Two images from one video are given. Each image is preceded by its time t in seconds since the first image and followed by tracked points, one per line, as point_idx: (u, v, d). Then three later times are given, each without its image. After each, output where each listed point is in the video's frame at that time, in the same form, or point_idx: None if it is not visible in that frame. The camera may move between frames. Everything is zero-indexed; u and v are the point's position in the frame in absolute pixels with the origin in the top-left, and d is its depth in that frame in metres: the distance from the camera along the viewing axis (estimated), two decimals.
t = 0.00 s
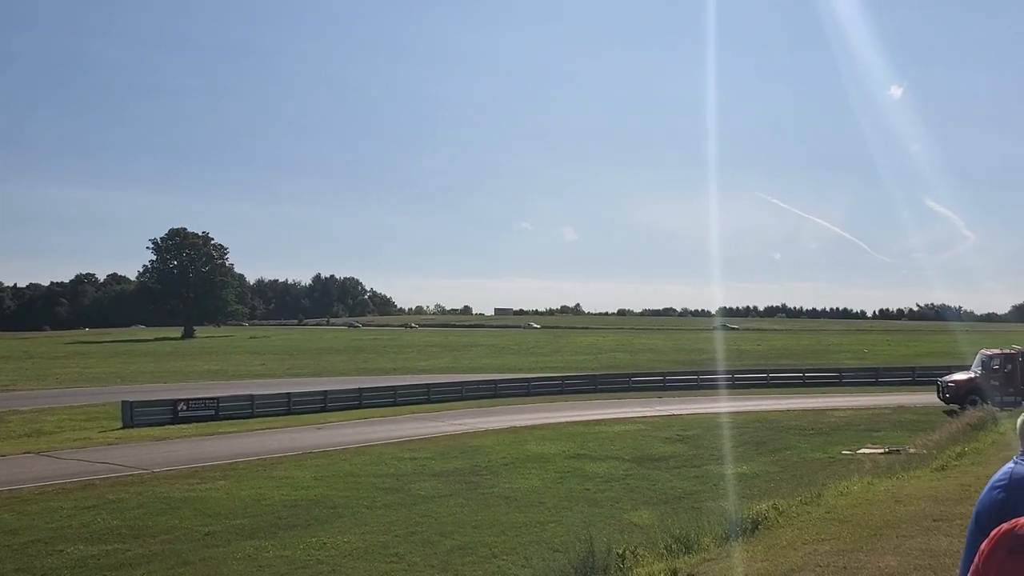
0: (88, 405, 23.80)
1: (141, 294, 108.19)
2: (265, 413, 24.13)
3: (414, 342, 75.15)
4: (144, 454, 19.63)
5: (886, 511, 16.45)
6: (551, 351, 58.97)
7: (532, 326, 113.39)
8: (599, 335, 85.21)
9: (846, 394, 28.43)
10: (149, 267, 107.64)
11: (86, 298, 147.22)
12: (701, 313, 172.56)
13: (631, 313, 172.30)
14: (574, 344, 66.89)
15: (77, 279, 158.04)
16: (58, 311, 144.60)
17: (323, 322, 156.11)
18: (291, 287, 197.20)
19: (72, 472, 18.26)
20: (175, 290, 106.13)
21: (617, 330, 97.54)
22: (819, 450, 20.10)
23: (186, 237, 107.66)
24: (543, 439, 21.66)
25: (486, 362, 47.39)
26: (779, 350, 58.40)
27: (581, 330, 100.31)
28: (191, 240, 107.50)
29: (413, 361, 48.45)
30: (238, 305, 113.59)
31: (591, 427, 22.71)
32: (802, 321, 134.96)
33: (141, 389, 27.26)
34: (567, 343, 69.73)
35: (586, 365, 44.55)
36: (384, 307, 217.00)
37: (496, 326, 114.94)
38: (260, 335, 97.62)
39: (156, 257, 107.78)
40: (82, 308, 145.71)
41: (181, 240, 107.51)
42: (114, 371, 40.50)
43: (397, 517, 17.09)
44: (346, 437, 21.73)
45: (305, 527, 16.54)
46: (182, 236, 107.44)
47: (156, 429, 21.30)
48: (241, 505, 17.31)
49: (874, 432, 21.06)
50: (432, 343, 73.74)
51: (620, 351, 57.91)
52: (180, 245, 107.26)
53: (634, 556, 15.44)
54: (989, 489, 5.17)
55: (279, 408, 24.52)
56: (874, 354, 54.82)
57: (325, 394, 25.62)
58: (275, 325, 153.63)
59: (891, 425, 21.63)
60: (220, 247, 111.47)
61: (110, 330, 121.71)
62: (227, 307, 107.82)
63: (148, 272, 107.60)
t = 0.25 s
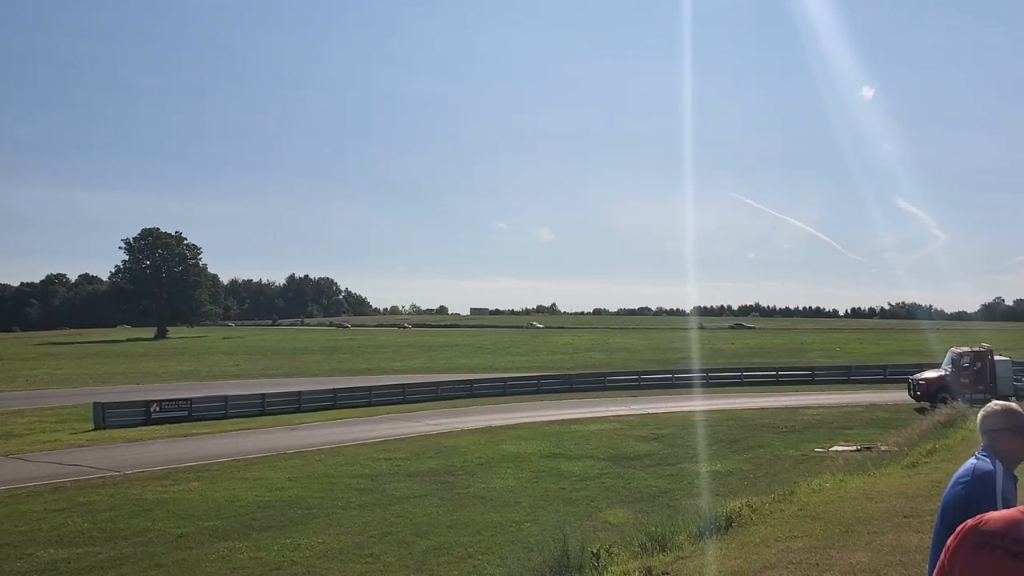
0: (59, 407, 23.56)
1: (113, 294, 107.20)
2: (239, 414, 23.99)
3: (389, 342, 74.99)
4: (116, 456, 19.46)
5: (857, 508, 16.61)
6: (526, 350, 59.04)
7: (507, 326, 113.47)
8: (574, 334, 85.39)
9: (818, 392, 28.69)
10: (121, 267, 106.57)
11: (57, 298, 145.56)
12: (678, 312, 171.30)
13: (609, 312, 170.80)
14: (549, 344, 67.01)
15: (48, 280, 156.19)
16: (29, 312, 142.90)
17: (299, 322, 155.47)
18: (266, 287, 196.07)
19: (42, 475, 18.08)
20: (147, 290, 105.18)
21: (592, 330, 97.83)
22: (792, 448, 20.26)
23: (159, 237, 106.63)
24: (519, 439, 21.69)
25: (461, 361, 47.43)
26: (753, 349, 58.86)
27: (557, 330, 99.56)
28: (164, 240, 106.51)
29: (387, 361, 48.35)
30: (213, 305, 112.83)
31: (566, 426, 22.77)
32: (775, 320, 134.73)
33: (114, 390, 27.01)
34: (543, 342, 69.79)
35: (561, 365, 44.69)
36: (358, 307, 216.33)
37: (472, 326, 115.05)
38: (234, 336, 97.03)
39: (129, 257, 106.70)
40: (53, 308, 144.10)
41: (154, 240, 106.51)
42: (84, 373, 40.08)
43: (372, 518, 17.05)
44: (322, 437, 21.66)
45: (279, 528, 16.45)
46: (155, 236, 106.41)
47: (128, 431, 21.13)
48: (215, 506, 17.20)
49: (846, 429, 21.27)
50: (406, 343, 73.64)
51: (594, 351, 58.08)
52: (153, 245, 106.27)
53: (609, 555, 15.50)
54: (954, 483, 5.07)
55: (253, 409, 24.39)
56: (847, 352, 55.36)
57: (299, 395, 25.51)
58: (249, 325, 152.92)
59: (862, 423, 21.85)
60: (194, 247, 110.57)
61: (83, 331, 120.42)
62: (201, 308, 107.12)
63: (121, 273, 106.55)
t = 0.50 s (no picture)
0: (34, 409, 23.35)
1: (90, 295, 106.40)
2: (216, 416, 23.88)
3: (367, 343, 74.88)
4: (93, 459, 19.32)
5: (835, 506, 16.73)
6: (506, 350, 59.09)
7: (486, 326, 113.67)
8: (553, 334, 85.60)
9: (796, 391, 28.89)
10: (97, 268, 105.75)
11: (32, 300, 144.22)
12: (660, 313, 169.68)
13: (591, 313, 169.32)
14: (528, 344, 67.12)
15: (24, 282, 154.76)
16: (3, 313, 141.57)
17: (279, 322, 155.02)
18: (246, 288, 195.19)
19: (18, 478, 17.93)
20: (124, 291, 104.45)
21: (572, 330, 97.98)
22: (770, 446, 20.39)
23: (136, 237, 105.79)
24: (499, 439, 21.71)
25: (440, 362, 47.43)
26: (731, 348, 59.26)
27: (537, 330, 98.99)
28: (141, 241, 105.72)
29: (366, 362, 48.28)
30: (191, 305, 112.23)
31: (546, 426, 22.80)
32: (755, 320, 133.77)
33: (91, 392, 26.81)
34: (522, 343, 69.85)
35: (540, 365, 44.79)
36: (338, 308, 216.10)
37: (451, 326, 115.18)
38: (212, 337, 96.55)
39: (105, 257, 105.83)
40: (28, 310, 142.83)
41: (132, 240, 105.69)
42: (58, 375, 39.72)
43: (352, 519, 17.00)
44: (301, 439, 21.60)
45: (257, 530, 16.37)
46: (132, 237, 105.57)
47: (105, 434, 20.98)
48: (192, 509, 17.11)
49: (823, 428, 21.43)
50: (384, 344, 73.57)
51: (573, 350, 58.22)
52: (131, 245, 105.46)
53: (588, 554, 15.52)
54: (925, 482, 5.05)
55: (231, 411, 24.29)
56: (825, 351, 55.83)
57: (278, 396, 25.41)
58: (227, 326, 152.37)
59: (839, 421, 22.02)
60: (172, 247, 109.87)
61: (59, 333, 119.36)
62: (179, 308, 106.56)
63: (97, 273, 105.71)
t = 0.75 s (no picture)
0: (3, 412, 23.06)
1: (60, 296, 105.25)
2: (189, 417, 23.71)
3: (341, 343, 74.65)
4: (63, 462, 19.12)
5: (807, 503, 16.87)
6: (481, 350, 59.14)
7: (460, 326, 113.74)
8: (528, 334, 85.77)
9: (769, 389, 29.14)
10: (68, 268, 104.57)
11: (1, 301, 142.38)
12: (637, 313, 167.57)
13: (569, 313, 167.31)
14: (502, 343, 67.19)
15: None
16: None
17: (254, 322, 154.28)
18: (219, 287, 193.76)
19: None
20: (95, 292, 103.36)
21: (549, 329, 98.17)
22: (744, 444, 20.54)
23: (107, 237, 104.61)
24: (474, 439, 21.72)
25: (415, 363, 47.34)
26: (705, 346, 59.72)
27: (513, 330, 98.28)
28: (112, 241, 104.59)
29: (340, 362, 48.14)
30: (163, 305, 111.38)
31: (521, 426, 22.83)
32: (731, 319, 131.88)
33: (61, 394, 26.52)
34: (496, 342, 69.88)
35: (514, 364, 44.87)
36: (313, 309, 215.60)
37: (426, 326, 115.22)
38: (185, 338, 95.85)
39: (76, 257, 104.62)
40: None
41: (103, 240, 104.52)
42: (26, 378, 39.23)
43: (327, 520, 16.94)
44: (275, 440, 21.49)
45: (231, 532, 16.27)
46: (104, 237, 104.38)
47: (75, 436, 20.76)
48: (165, 511, 16.97)
49: (795, 425, 21.61)
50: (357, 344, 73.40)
51: (547, 350, 58.37)
52: (102, 245, 104.29)
53: (563, 553, 15.56)
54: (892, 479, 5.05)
55: (204, 412, 24.13)
56: (797, 348, 56.36)
57: (252, 397, 25.26)
58: (199, 326, 151.47)
59: (812, 418, 22.22)
60: (144, 247, 108.84)
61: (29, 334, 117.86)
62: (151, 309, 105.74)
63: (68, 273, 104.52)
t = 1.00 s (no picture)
0: None
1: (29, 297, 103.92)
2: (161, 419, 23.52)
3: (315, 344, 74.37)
4: (33, 465, 18.90)
5: (779, 501, 17.03)
6: (455, 350, 59.16)
7: (435, 326, 113.74)
8: (502, 334, 85.87)
9: (742, 388, 29.39)
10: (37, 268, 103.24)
11: None
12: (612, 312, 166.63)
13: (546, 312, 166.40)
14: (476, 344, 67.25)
15: None
16: None
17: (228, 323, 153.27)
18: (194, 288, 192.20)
19: None
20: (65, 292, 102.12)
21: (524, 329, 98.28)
22: (717, 443, 20.69)
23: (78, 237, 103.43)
24: (449, 439, 21.72)
25: (389, 363, 47.25)
26: (679, 346, 60.12)
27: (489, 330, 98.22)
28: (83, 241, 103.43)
29: (314, 364, 47.96)
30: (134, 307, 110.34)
31: (496, 426, 22.86)
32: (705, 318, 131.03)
33: (31, 397, 26.21)
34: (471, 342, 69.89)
35: (488, 364, 44.93)
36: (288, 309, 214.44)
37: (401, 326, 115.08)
38: (157, 339, 95.04)
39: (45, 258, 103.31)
40: None
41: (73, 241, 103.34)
42: None
43: (301, 522, 16.87)
44: (249, 442, 21.37)
45: (204, 535, 16.15)
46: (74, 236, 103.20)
47: (45, 440, 20.53)
48: (137, 514, 16.82)
49: (767, 424, 21.81)
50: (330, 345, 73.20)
51: (522, 350, 58.52)
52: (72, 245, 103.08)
53: (537, 553, 15.60)
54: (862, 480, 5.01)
55: (176, 415, 23.94)
56: (771, 347, 56.86)
57: (225, 398, 25.09)
58: (173, 327, 150.20)
59: (784, 417, 22.43)
60: (115, 247, 107.77)
61: None
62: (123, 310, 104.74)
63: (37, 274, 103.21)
